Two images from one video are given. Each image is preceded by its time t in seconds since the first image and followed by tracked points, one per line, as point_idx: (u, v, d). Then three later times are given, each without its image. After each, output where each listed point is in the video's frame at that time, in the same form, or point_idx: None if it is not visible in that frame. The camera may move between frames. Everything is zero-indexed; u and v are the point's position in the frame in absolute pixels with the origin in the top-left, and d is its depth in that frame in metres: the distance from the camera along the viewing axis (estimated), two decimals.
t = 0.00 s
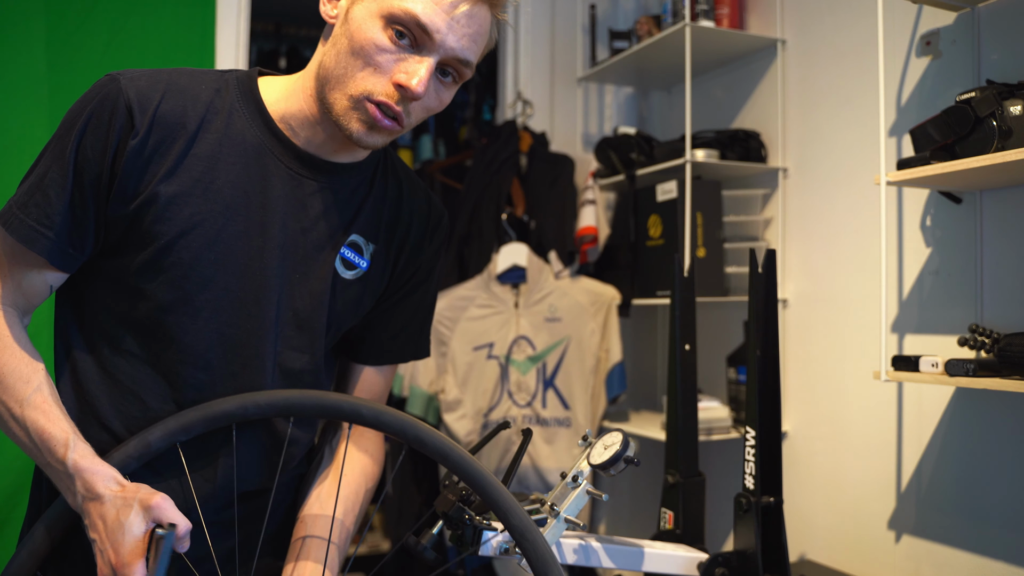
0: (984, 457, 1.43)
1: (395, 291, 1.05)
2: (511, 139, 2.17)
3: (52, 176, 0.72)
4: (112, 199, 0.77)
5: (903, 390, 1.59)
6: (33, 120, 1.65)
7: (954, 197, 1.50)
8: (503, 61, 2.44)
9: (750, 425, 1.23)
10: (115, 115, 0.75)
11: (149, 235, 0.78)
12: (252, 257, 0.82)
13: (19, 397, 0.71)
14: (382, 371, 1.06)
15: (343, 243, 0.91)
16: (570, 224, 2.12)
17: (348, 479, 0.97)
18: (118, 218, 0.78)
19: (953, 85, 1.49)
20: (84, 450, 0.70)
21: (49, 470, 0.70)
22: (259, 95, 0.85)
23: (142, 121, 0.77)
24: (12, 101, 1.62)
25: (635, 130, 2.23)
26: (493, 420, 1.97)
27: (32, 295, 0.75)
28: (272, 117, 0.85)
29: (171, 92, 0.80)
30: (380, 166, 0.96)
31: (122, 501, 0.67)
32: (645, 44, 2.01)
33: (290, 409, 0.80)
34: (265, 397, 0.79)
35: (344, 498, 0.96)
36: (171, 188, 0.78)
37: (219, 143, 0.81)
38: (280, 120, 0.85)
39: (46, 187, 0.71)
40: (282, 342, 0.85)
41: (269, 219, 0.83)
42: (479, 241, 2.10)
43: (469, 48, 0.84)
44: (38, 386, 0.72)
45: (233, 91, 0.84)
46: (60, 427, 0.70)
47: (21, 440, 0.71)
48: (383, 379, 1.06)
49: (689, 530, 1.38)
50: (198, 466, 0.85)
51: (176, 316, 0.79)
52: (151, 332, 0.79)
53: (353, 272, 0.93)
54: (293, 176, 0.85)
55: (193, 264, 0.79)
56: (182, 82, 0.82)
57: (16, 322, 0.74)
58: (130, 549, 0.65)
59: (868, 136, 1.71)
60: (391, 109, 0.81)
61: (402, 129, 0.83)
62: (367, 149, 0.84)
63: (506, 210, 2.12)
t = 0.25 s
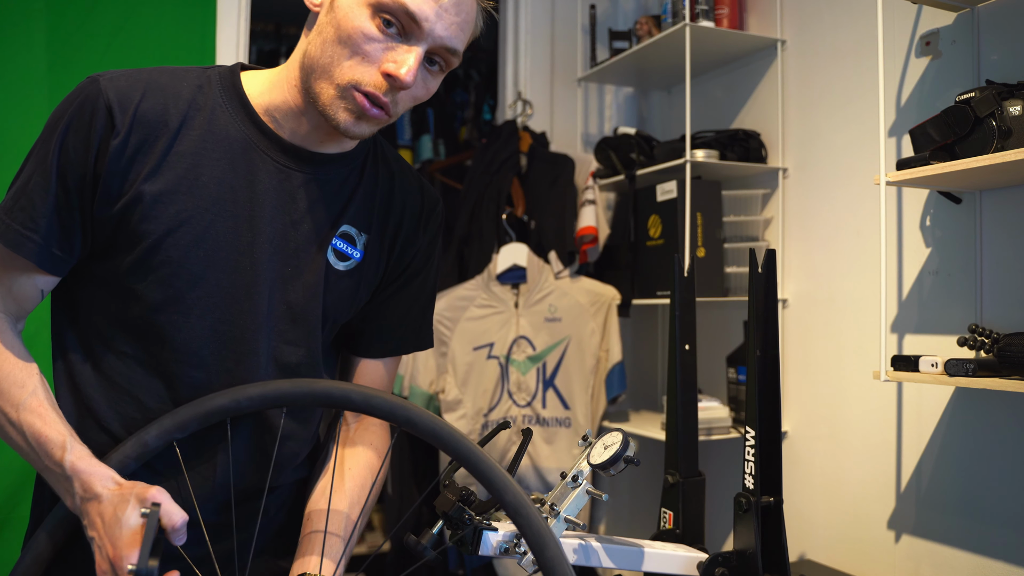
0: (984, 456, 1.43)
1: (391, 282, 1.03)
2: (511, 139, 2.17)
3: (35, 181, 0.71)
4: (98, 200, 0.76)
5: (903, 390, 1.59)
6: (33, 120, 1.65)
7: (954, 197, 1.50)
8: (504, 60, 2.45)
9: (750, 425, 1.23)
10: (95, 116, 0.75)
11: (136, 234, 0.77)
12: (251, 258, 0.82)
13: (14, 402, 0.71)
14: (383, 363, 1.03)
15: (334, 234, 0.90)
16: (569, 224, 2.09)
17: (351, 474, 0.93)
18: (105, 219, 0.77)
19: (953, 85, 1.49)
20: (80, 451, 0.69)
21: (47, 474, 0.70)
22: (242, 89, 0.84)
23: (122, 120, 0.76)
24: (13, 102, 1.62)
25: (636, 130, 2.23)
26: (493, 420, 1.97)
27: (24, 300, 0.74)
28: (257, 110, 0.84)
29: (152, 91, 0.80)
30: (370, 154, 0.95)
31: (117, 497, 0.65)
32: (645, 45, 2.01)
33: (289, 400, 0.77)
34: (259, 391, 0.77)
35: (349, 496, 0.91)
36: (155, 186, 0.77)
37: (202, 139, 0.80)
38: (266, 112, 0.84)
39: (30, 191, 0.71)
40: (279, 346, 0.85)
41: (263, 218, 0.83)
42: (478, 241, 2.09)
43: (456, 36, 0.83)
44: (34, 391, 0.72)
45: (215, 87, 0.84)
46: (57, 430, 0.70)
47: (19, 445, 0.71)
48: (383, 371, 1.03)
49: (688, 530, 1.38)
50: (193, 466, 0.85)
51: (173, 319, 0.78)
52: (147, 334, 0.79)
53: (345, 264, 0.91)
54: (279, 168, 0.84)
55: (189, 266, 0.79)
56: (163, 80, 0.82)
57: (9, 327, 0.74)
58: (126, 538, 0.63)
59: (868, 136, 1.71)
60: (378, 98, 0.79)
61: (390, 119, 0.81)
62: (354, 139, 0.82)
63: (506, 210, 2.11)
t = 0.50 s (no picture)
0: (985, 456, 1.43)
1: (382, 278, 1.01)
2: (511, 139, 2.17)
3: (24, 191, 0.72)
4: (89, 208, 0.77)
5: (903, 390, 1.59)
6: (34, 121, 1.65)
7: (954, 197, 1.50)
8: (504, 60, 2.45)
9: (749, 425, 1.23)
10: (81, 125, 0.75)
11: (128, 240, 0.78)
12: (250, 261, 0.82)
13: (16, 404, 0.69)
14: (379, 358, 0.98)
15: (326, 228, 0.89)
16: (569, 224, 2.08)
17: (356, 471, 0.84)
18: (97, 226, 0.78)
19: (952, 85, 1.49)
20: (83, 441, 0.65)
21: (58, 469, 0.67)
22: (227, 88, 0.84)
23: (108, 127, 0.77)
24: (13, 101, 1.62)
25: (635, 130, 2.23)
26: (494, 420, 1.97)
27: (26, 311, 0.75)
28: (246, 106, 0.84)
29: (135, 95, 0.80)
30: (360, 147, 0.95)
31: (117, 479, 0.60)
32: (645, 45, 2.01)
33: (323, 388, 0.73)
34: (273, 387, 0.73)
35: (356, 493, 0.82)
36: (144, 190, 0.78)
37: (189, 141, 0.81)
38: (259, 108, 0.84)
39: (20, 203, 0.71)
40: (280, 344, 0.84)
41: (259, 220, 0.83)
42: (478, 241, 2.09)
43: (455, 46, 0.83)
44: (36, 390, 0.70)
45: (199, 87, 0.84)
46: (57, 426, 0.67)
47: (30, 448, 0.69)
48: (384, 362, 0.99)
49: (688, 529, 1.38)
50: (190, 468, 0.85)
51: (173, 322, 0.79)
52: (145, 338, 0.79)
53: (340, 258, 0.90)
54: (269, 167, 0.84)
55: (187, 270, 0.79)
56: (146, 84, 0.82)
57: (14, 338, 0.73)
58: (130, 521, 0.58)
59: (868, 137, 1.71)
60: (377, 107, 0.81)
61: (384, 125, 0.83)
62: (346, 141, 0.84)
63: (506, 210, 2.11)
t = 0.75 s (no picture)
0: (984, 456, 1.43)
1: (381, 267, 1.00)
2: (510, 139, 2.17)
3: (17, 195, 0.71)
4: (83, 209, 0.76)
5: (903, 390, 1.59)
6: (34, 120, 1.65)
7: (954, 197, 1.50)
8: (504, 60, 2.45)
9: (749, 425, 1.23)
10: (70, 125, 0.75)
11: (123, 240, 0.78)
12: (250, 260, 0.82)
13: (25, 387, 0.70)
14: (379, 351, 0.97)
15: (327, 221, 0.89)
16: (569, 224, 2.08)
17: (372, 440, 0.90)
18: (91, 228, 0.78)
19: (952, 85, 1.49)
20: (98, 408, 0.66)
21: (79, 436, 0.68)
22: (214, 83, 0.84)
23: (97, 127, 0.76)
24: (13, 100, 1.62)
25: (636, 130, 2.23)
26: (494, 420, 1.97)
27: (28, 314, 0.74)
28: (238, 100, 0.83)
29: (122, 95, 0.80)
30: (353, 137, 0.94)
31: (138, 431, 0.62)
32: (645, 45, 2.00)
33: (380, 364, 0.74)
34: (309, 362, 0.73)
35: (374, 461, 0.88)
36: (138, 189, 0.77)
37: (180, 139, 0.80)
38: (252, 101, 0.83)
39: (13, 206, 0.71)
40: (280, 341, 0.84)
41: (257, 218, 0.83)
42: (477, 240, 2.09)
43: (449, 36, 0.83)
44: (42, 372, 0.71)
45: (186, 84, 0.83)
46: (71, 400, 0.68)
47: (53, 429, 0.70)
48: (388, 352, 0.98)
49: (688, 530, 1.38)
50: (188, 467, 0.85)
51: (173, 321, 0.79)
52: (143, 336, 0.79)
53: (345, 250, 0.91)
54: (260, 161, 0.84)
55: (186, 269, 0.79)
56: (133, 83, 0.82)
57: (15, 342, 0.73)
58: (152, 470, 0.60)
59: (868, 137, 1.71)
60: (377, 100, 0.81)
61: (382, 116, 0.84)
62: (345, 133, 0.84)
63: (506, 210, 2.11)
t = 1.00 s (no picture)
0: (984, 456, 1.43)
1: (381, 260, 1.00)
2: (510, 139, 2.17)
3: (10, 194, 0.72)
4: (79, 205, 0.77)
5: (903, 390, 1.59)
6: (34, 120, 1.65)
7: (954, 197, 1.50)
8: (504, 60, 2.45)
9: (749, 425, 1.23)
10: (65, 124, 0.75)
11: (119, 237, 0.78)
12: (249, 258, 0.82)
13: (14, 369, 0.71)
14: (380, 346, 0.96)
15: (327, 216, 0.89)
16: (569, 224, 2.08)
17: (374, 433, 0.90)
18: (88, 225, 0.78)
19: (952, 85, 1.49)
20: (83, 384, 0.66)
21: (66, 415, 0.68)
22: (210, 81, 0.84)
23: (92, 124, 0.77)
24: (14, 100, 1.62)
25: (635, 130, 2.23)
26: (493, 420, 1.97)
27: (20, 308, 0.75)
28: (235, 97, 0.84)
29: (118, 93, 0.80)
30: (350, 129, 0.94)
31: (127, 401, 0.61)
32: (645, 44, 2.00)
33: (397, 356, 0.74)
34: (324, 346, 0.73)
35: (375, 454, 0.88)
36: (133, 185, 0.78)
37: (175, 135, 0.80)
38: (251, 96, 0.83)
39: (6, 205, 0.71)
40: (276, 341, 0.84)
41: (255, 216, 0.83)
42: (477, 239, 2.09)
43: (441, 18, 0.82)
44: (30, 355, 0.72)
45: (183, 83, 0.83)
46: (56, 379, 0.68)
47: (44, 411, 0.70)
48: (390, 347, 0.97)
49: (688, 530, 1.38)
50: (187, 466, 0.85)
51: (172, 319, 0.79)
52: (140, 334, 0.79)
53: (346, 244, 0.91)
54: (257, 156, 0.84)
55: (184, 267, 0.79)
56: (129, 81, 0.82)
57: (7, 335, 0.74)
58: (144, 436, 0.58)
59: (868, 137, 1.71)
60: (370, 85, 0.79)
61: (376, 102, 0.82)
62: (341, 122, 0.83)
63: (506, 209, 2.11)
